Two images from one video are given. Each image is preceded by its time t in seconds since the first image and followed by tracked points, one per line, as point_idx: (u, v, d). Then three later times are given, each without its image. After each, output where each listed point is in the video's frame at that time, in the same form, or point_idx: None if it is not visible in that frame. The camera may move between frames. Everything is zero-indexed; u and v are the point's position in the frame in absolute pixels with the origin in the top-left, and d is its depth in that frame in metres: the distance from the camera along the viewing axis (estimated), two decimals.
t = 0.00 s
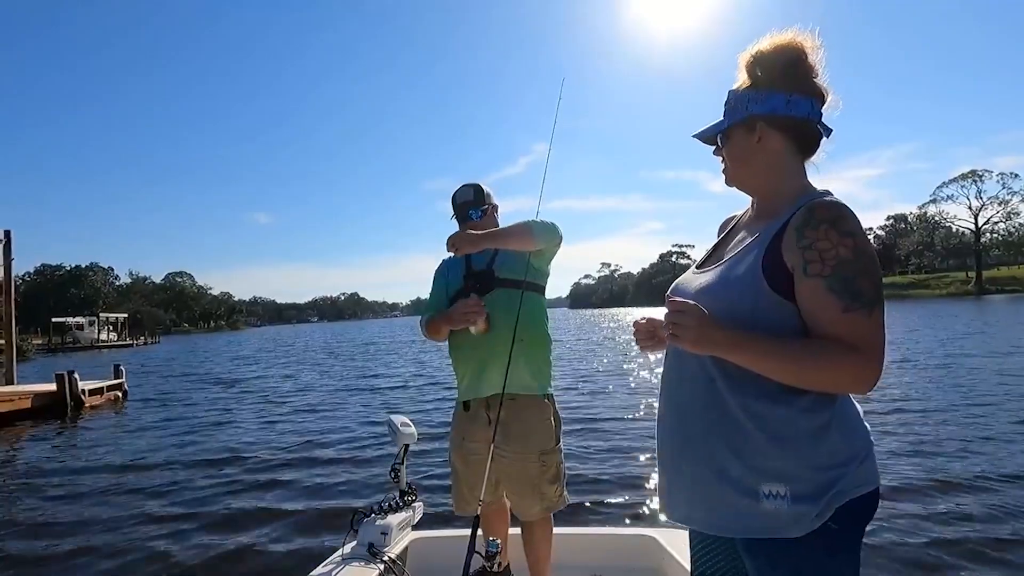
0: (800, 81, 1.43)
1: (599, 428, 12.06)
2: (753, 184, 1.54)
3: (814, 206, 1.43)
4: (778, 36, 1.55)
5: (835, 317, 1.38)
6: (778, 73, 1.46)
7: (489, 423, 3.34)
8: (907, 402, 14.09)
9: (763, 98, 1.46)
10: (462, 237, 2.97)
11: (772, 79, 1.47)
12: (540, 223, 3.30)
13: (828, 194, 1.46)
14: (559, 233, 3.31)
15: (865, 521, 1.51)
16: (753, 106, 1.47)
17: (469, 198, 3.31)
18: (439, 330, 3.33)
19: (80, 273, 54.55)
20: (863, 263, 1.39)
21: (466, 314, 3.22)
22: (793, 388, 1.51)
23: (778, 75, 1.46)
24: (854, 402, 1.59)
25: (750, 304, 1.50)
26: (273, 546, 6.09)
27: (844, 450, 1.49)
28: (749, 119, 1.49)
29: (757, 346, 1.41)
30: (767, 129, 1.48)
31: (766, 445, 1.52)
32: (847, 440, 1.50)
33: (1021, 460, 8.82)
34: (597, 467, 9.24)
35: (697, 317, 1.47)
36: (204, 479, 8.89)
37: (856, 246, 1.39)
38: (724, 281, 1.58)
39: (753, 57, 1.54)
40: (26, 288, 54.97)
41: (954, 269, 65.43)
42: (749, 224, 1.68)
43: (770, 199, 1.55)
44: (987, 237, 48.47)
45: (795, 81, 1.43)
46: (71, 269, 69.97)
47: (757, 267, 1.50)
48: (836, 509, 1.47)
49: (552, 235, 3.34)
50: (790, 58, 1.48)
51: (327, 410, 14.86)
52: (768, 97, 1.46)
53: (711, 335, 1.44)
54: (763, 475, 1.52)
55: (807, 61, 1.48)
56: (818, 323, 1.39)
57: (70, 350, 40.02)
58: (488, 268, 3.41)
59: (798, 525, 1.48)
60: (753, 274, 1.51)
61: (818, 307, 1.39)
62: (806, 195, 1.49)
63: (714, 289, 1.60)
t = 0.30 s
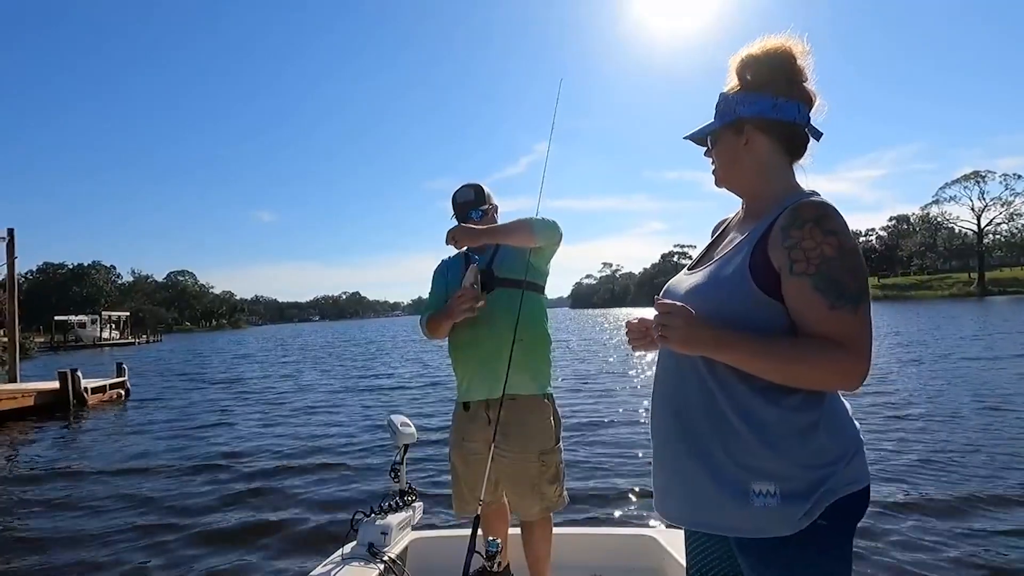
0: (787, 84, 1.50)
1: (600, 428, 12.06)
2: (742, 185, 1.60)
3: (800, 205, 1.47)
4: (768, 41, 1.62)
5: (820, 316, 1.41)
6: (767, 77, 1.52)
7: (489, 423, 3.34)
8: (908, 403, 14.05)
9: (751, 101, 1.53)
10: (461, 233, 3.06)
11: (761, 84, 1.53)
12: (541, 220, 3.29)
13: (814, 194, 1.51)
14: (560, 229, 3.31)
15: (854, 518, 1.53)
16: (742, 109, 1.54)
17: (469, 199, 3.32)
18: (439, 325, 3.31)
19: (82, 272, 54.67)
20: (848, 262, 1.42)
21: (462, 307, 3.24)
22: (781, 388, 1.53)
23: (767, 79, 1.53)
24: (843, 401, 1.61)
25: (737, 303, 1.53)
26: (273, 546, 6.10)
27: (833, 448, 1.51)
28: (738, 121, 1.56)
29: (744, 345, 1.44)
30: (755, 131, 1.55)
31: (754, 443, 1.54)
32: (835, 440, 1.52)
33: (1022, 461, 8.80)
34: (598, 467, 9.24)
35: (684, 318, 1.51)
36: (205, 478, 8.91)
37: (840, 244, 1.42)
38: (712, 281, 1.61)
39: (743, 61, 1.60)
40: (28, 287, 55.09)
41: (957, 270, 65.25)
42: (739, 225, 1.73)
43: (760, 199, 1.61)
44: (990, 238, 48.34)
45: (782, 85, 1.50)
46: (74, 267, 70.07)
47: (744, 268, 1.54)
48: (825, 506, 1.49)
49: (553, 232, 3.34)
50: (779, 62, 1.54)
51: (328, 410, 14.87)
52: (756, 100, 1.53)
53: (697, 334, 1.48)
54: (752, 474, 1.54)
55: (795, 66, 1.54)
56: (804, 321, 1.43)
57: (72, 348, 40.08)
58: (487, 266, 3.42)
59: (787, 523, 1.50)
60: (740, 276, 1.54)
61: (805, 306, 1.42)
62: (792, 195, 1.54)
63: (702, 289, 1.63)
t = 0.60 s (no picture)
0: (768, 87, 1.51)
1: (601, 428, 12.05)
2: (725, 186, 1.61)
3: (780, 204, 1.48)
4: (752, 43, 1.63)
5: (799, 315, 1.42)
6: (749, 80, 1.53)
7: (488, 423, 3.35)
8: (910, 403, 14.02)
9: (734, 104, 1.54)
10: (463, 233, 3.01)
11: (744, 85, 1.54)
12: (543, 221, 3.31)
13: (796, 194, 1.51)
14: (562, 230, 3.33)
15: (842, 517, 1.53)
16: (725, 112, 1.56)
17: (470, 197, 3.32)
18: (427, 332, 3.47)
19: (85, 272, 54.79)
20: (827, 260, 1.43)
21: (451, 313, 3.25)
22: (766, 386, 1.53)
23: (749, 82, 1.54)
24: (829, 398, 1.62)
25: (719, 303, 1.54)
26: (274, 547, 6.12)
27: (817, 447, 1.51)
28: (721, 124, 1.57)
29: (724, 345, 1.45)
30: (737, 133, 1.56)
31: (739, 442, 1.54)
32: (820, 438, 1.52)
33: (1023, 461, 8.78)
34: (598, 467, 9.24)
35: (664, 316, 1.52)
36: (207, 479, 8.92)
37: (818, 243, 1.42)
38: (696, 281, 1.62)
39: (728, 63, 1.61)
40: (31, 287, 55.24)
41: (960, 268, 65.08)
42: (725, 225, 1.74)
43: (743, 201, 1.61)
44: (992, 237, 48.20)
45: (764, 88, 1.51)
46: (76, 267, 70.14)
47: (726, 267, 1.54)
48: (812, 504, 1.49)
49: (554, 233, 3.35)
50: (761, 64, 1.56)
51: (330, 411, 14.89)
52: (737, 103, 1.54)
53: (679, 334, 1.49)
54: (738, 472, 1.54)
55: (779, 68, 1.55)
56: (784, 320, 1.44)
57: (74, 348, 40.12)
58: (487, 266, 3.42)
59: (775, 522, 1.50)
60: (722, 275, 1.55)
61: (784, 304, 1.43)
62: (774, 195, 1.54)
63: (686, 289, 1.64)
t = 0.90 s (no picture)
0: (755, 89, 1.51)
1: (601, 428, 12.06)
2: (714, 188, 1.61)
3: (766, 206, 1.47)
4: (741, 45, 1.62)
5: (785, 316, 1.42)
6: (736, 83, 1.53)
7: (487, 423, 3.34)
8: (912, 403, 14.00)
9: (722, 107, 1.54)
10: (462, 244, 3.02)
11: (732, 88, 1.54)
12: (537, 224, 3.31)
13: (784, 195, 1.51)
14: (557, 234, 3.33)
15: (835, 516, 1.53)
16: (712, 115, 1.55)
17: (465, 202, 3.30)
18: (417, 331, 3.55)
19: (87, 272, 54.91)
20: (814, 260, 1.42)
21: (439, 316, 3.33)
22: (755, 386, 1.52)
23: (737, 84, 1.53)
24: (821, 396, 1.61)
25: (707, 304, 1.54)
26: (274, 547, 6.13)
27: (807, 447, 1.50)
28: (709, 127, 1.57)
29: (710, 346, 1.45)
30: (725, 135, 1.56)
31: (729, 442, 1.54)
32: (811, 438, 1.51)
33: None
34: (599, 467, 9.24)
35: (651, 318, 1.52)
36: (208, 479, 8.94)
37: (804, 243, 1.42)
38: (686, 282, 1.62)
39: (715, 65, 1.61)
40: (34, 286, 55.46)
41: (962, 268, 64.94)
42: (716, 226, 1.73)
43: (732, 202, 1.61)
44: (994, 237, 48.10)
45: (751, 91, 1.51)
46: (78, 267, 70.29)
47: (714, 269, 1.54)
48: (802, 504, 1.49)
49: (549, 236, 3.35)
50: (749, 67, 1.55)
51: (331, 411, 14.92)
52: (725, 106, 1.54)
53: (666, 336, 1.49)
54: (729, 471, 1.54)
55: (766, 70, 1.55)
56: (770, 321, 1.43)
57: (77, 347, 40.22)
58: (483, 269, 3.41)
59: (767, 521, 1.49)
60: (711, 277, 1.55)
61: (769, 305, 1.43)
62: (762, 196, 1.54)
63: (676, 291, 1.63)
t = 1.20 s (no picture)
0: (748, 92, 1.51)
1: (602, 428, 12.06)
2: (710, 190, 1.61)
3: (760, 206, 1.47)
4: (735, 48, 1.62)
5: (779, 316, 1.42)
6: (729, 85, 1.53)
7: (483, 423, 3.34)
8: (913, 403, 13.99)
9: (716, 109, 1.54)
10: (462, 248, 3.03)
11: (726, 91, 1.54)
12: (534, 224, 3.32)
13: (779, 196, 1.50)
14: (555, 233, 3.34)
15: (831, 515, 1.53)
16: (707, 116, 1.55)
17: (455, 209, 3.32)
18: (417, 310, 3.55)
19: (91, 271, 55.11)
20: (808, 261, 1.42)
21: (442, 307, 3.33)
22: (751, 386, 1.52)
23: (731, 86, 1.53)
24: (815, 396, 1.62)
25: (703, 304, 1.53)
26: (275, 546, 6.15)
27: (802, 447, 1.51)
28: (704, 127, 1.57)
29: (707, 346, 1.44)
30: (720, 138, 1.56)
31: (726, 442, 1.54)
32: (806, 437, 1.52)
33: None
34: (600, 467, 9.24)
35: (646, 319, 1.51)
36: (210, 479, 8.96)
37: (798, 245, 1.42)
38: (683, 283, 1.61)
39: (709, 68, 1.60)
40: (36, 286, 55.60)
41: (964, 269, 64.84)
42: (712, 227, 1.73)
43: (727, 204, 1.61)
44: (997, 238, 48.03)
45: (745, 92, 1.50)
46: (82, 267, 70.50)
47: (710, 269, 1.54)
48: (799, 503, 1.49)
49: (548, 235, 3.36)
50: (743, 69, 1.55)
51: (333, 411, 14.94)
52: (719, 108, 1.54)
53: (661, 336, 1.48)
54: (726, 471, 1.53)
55: (758, 73, 1.55)
56: (764, 322, 1.43)
57: (80, 347, 40.35)
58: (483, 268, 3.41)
59: (764, 519, 1.49)
60: (706, 278, 1.54)
61: (763, 305, 1.43)
62: (758, 196, 1.54)
63: (673, 292, 1.63)
